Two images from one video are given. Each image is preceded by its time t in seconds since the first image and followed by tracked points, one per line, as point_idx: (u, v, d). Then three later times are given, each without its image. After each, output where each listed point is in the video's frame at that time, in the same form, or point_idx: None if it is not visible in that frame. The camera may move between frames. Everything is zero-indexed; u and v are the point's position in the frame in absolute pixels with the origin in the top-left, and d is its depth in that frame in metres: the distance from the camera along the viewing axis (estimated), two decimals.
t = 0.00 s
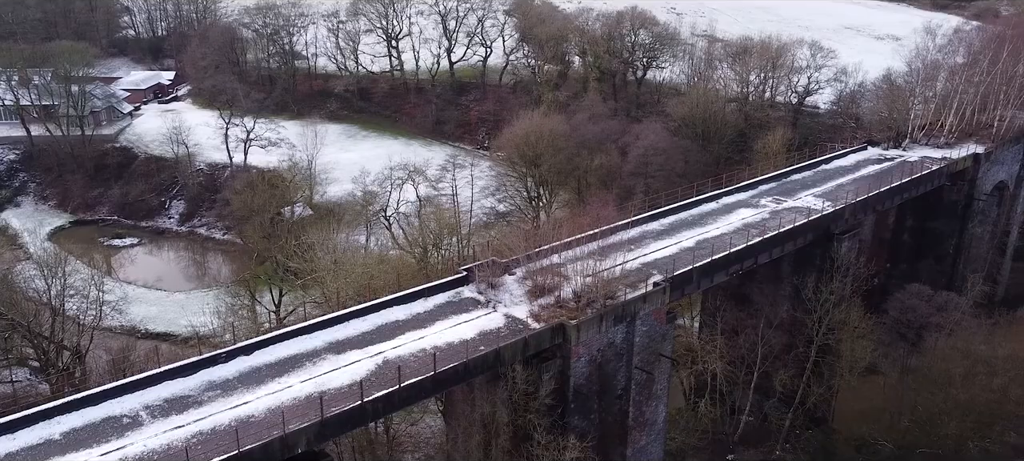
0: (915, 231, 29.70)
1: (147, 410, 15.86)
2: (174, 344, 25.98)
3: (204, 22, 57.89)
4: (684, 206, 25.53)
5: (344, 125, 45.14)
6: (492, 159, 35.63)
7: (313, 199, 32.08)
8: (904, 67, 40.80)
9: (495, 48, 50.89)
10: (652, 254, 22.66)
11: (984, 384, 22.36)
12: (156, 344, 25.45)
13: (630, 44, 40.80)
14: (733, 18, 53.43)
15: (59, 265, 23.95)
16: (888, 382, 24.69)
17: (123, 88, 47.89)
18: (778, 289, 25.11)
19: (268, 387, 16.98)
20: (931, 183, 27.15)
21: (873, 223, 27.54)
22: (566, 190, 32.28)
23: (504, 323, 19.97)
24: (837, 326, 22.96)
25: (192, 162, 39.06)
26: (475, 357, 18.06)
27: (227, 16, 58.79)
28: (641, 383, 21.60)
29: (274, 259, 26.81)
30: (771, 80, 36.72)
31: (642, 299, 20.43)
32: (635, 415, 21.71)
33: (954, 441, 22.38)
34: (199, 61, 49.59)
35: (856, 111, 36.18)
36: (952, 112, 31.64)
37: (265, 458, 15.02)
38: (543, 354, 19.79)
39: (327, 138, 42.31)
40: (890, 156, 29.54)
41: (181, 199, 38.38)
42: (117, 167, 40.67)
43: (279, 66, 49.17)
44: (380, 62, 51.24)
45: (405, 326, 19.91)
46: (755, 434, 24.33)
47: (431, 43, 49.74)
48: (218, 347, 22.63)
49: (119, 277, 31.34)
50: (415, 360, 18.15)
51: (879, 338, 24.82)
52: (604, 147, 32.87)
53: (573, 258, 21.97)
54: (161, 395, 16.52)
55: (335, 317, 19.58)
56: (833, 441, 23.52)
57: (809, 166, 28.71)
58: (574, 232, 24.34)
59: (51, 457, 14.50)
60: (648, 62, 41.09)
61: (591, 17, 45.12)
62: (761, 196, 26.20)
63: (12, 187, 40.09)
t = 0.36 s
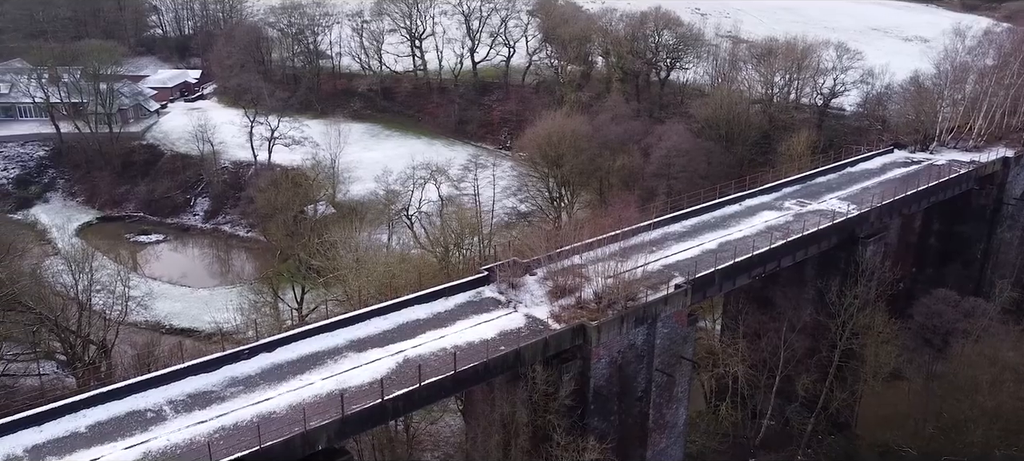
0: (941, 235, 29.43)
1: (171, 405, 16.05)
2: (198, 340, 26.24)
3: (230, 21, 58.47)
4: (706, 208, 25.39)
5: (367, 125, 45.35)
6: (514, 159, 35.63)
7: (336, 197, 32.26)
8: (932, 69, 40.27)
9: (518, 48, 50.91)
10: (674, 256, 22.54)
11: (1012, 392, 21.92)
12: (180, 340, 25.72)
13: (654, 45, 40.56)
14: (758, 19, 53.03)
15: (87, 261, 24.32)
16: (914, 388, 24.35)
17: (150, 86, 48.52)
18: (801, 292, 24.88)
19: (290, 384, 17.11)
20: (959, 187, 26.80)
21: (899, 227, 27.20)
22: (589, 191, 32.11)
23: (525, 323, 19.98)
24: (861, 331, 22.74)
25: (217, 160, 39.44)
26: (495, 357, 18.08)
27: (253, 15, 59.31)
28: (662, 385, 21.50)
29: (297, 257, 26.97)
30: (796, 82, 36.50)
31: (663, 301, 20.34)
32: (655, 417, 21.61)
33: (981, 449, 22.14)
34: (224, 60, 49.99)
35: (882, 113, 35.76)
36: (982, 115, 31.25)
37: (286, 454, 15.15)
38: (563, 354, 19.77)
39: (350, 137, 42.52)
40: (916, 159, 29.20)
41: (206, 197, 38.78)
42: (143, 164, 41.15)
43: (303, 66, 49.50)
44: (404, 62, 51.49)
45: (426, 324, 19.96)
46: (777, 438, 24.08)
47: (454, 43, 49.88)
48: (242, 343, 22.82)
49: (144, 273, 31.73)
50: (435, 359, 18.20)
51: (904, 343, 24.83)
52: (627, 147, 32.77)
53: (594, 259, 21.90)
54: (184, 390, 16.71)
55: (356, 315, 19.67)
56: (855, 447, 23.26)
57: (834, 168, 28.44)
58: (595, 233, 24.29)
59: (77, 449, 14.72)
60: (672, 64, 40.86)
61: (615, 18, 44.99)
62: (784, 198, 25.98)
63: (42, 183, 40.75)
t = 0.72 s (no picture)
0: (972, 240, 28.78)
1: (196, 400, 16.27)
2: (223, 336, 26.51)
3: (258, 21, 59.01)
4: (730, 210, 25.22)
5: (392, 124, 45.54)
6: (538, 159, 35.62)
7: (360, 196, 32.45)
8: (964, 72, 39.69)
9: (543, 48, 50.90)
10: (698, 259, 22.42)
11: None
12: (206, 336, 26.02)
13: (680, 46, 40.28)
14: (786, 20, 52.61)
15: (115, 256, 24.69)
16: (941, 395, 24.03)
17: (179, 84, 49.13)
18: (826, 297, 24.70)
19: (313, 381, 17.26)
20: (989, 191, 26.41)
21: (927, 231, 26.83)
22: (612, 192, 32.04)
23: (547, 323, 20.00)
24: (887, 336, 22.53)
25: (244, 158, 39.79)
26: (517, 357, 18.11)
27: (280, 14, 59.82)
28: (684, 388, 21.40)
29: (321, 255, 27.16)
30: (823, 83, 36.25)
31: (686, 303, 20.26)
32: (677, 420, 21.51)
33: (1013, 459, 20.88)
34: (252, 59, 50.45)
35: (911, 116, 35.29)
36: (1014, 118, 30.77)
37: (309, 450, 15.32)
38: (584, 356, 19.74)
39: (375, 136, 42.74)
40: (946, 163, 28.82)
41: (232, 194, 39.18)
42: (171, 161, 41.62)
43: (330, 65, 49.91)
44: (429, 61, 51.65)
45: (449, 323, 20.01)
46: (800, 443, 23.84)
47: (479, 43, 49.98)
48: (268, 339, 23.03)
49: (171, 269, 32.12)
50: (457, 358, 18.25)
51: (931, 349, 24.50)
52: (651, 148, 32.60)
53: (618, 260, 21.85)
54: (209, 386, 16.92)
55: (379, 313, 19.77)
56: (880, 453, 23.08)
57: (862, 171, 28.12)
58: (619, 235, 24.22)
59: (104, 442, 14.97)
60: (698, 64, 40.51)
61: (640, 18, 44.79)
62: (811, 201, 25.73)
63: (73, 179, 41.42)
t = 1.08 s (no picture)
0: (1004, 247, 28.36)
1: (221, 395, 16.52)
2: (249, 331, 26.80)
3: (286, 19, 59.54)
4: (756, 213, 25.00)
5: (417, 123, 45.70)
6: (563, 159, 35.62)
7: (386, 194, 32.59)
8: (997, 74, 39.03)
9: (568, 49, 50.82)
10: (723, 261, 22.26)
11: None
12: (232, 331, 26.34)
13: (707, 46, 40.07)
14: (814, 21, 52.14)
15: (144, 251, 25.04)
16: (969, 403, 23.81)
17: (208, 82, 49.70)
18: (853, 301, 24.39)
19: (337, 377, 17.42)
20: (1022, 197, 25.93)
21: (957, 236, 26.41)
22: (637, 193, 31.92)
23: (570, 323, 19.98)
24: (916, 342, 22.18)
25: (271, 156, 40.13)
26: (540, 357, 18.12)
27: (308, 13, 60.33)
28: (707, 391, 21.26)
29: (346, 252, 27.37)
30: (853, 85, 35.86)
31: (711, 306, 20.12)
32: (700, 423, 21.37)
33: None
34: (279, 57, 50.04)
35: (942, 119, 34.74)
36: None
37: (332, 446, 15.48)
38: (607, 357, 19.70)
39: (401, 135, 42.94)
40: (977, 167, 28.44)
41: (260, 191, 39.54)
42: (200, 158, 42.19)
43: (356, 64, 50.21)
44: (455, 61, 51.67)
45: (472, 322, 20.06)
46: (825, 449, 23.40)
47: (505, 43, 50.04)
48: (294, 335, 23.21)
49: (199, 265, 32.55)
50: (480, 357, 18.31)
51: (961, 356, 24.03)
52: (677, 149, 32.43)
53: (642, 261, 21.74)
54: (235, 381, 17.17)
55: (403, 311, 19.88)
56: None
57: (891, 174, 27.77)
58: (644, 236, 24.12)
59: (132, 434, 15.25)
60: (725, 65, 40.30)
61: (667, 19, 44.56)
62: (838, 204, 25.46)
63: (104, 175, 42.05)
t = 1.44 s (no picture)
0: None
1: (247, 390, 16.76)
2: (275, 327, 27.05)
3: (315, 18, 60.05)
4: (783, 215, 24.78)
5: (443, 123, 45.81)
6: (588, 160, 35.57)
7: (412, 193, 32.75)
8: None
9: (595, 49, 50.70)
10: (750, 263, 22.09)
11: None
12: (258, 327, 26.63)
13: (735, 47, 39.82)
14: (845, 22, 51.55)
15: (173, 247, 25.41)
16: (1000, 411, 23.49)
17: (237, 81, 50.24)
18: (881, 306, 24.08)
19: (360, 375, 17.55)
20: None
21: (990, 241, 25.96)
22: (662, 194, 31.83)
23: (594, 324, 19.94)
24: (945, 348, 21.86)
25: (299, 154, 40.47)
26: (563, 357, 18.11)
27: (336, 13, 60.75)
28: (732, 394, 21.09)
29: (371, 250, 27.50)
30: (884, 87, 35.45)
31: (736, 309, 19.97)
32: (724, 427, 21.21)
33: None
34: (308, 56, 51.22)
35: (975, 122, 34.12)
36: None
37: (355, 442, 15.62)
38: (630, 358, 19.70)
39: (427, 134, 43.12)
40: (1011, 171, 27.99)
41: (287, 189, 39.89)
42: (229, 155, 42.57)
43: (383, 63, 50.47)
44: (482, 61, 51.82)
45: (496, 322, 20.07)
46: (851, 455, 23.20)
47: (532, 43, 50.02)
48: (320, 331, 23.38)
49: (226, 261, 32.92)
50: (503, 356, 18.33)
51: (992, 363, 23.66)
52: (703, 151, 32.24)
53: (667, 263, 21.64)
54: (260, 376, 17.41)
55: (426, 310, 19.95)
56: None
57: (922, 178, 27.39)
58: (670, 237, 24.01)
59: (159, 427, 15.53)
60: (753, 67, 40.03)
61: (695, 19, 44.29)
62: (868, 208, 25.16)
63: (135, 171, 42.69)
